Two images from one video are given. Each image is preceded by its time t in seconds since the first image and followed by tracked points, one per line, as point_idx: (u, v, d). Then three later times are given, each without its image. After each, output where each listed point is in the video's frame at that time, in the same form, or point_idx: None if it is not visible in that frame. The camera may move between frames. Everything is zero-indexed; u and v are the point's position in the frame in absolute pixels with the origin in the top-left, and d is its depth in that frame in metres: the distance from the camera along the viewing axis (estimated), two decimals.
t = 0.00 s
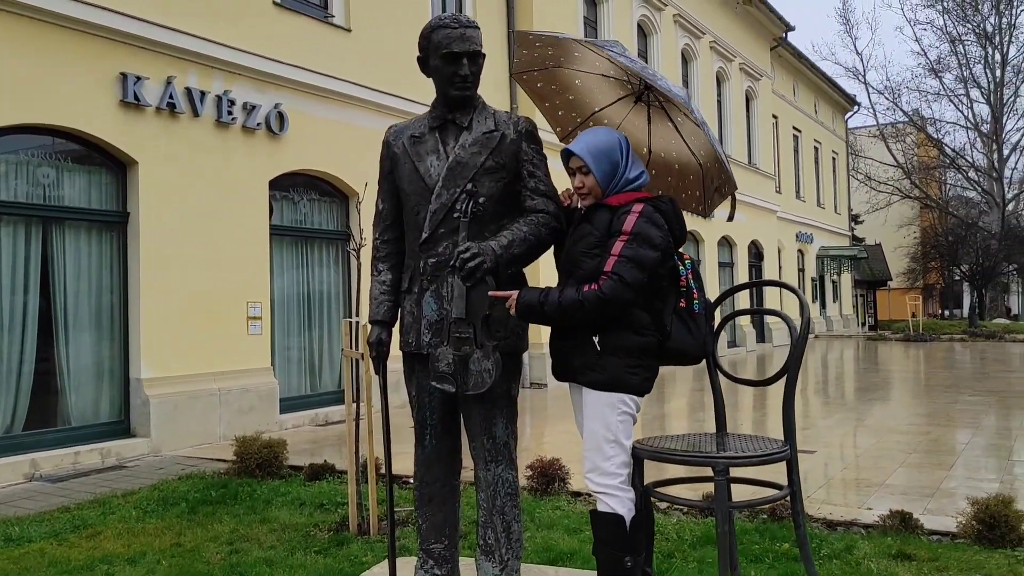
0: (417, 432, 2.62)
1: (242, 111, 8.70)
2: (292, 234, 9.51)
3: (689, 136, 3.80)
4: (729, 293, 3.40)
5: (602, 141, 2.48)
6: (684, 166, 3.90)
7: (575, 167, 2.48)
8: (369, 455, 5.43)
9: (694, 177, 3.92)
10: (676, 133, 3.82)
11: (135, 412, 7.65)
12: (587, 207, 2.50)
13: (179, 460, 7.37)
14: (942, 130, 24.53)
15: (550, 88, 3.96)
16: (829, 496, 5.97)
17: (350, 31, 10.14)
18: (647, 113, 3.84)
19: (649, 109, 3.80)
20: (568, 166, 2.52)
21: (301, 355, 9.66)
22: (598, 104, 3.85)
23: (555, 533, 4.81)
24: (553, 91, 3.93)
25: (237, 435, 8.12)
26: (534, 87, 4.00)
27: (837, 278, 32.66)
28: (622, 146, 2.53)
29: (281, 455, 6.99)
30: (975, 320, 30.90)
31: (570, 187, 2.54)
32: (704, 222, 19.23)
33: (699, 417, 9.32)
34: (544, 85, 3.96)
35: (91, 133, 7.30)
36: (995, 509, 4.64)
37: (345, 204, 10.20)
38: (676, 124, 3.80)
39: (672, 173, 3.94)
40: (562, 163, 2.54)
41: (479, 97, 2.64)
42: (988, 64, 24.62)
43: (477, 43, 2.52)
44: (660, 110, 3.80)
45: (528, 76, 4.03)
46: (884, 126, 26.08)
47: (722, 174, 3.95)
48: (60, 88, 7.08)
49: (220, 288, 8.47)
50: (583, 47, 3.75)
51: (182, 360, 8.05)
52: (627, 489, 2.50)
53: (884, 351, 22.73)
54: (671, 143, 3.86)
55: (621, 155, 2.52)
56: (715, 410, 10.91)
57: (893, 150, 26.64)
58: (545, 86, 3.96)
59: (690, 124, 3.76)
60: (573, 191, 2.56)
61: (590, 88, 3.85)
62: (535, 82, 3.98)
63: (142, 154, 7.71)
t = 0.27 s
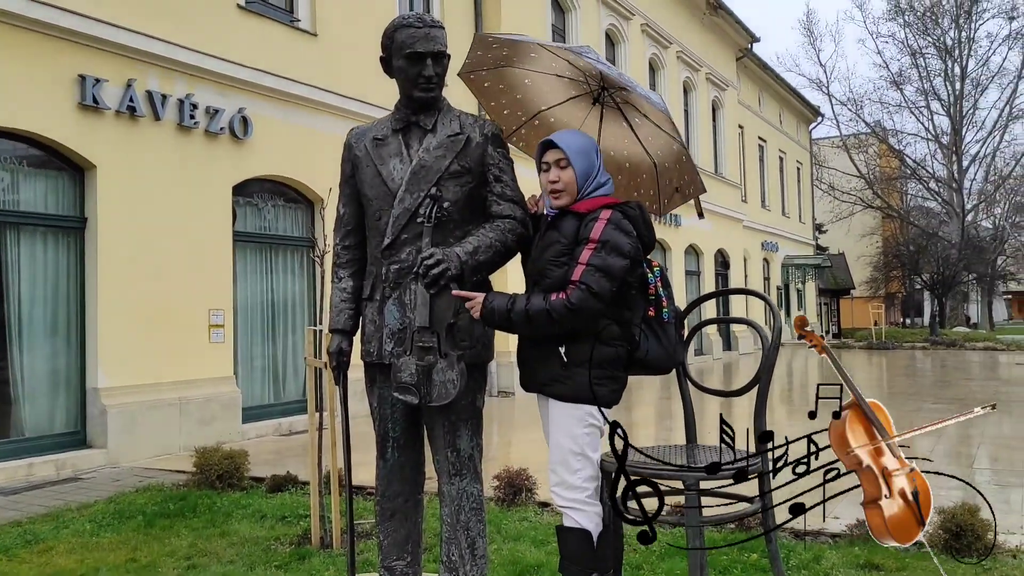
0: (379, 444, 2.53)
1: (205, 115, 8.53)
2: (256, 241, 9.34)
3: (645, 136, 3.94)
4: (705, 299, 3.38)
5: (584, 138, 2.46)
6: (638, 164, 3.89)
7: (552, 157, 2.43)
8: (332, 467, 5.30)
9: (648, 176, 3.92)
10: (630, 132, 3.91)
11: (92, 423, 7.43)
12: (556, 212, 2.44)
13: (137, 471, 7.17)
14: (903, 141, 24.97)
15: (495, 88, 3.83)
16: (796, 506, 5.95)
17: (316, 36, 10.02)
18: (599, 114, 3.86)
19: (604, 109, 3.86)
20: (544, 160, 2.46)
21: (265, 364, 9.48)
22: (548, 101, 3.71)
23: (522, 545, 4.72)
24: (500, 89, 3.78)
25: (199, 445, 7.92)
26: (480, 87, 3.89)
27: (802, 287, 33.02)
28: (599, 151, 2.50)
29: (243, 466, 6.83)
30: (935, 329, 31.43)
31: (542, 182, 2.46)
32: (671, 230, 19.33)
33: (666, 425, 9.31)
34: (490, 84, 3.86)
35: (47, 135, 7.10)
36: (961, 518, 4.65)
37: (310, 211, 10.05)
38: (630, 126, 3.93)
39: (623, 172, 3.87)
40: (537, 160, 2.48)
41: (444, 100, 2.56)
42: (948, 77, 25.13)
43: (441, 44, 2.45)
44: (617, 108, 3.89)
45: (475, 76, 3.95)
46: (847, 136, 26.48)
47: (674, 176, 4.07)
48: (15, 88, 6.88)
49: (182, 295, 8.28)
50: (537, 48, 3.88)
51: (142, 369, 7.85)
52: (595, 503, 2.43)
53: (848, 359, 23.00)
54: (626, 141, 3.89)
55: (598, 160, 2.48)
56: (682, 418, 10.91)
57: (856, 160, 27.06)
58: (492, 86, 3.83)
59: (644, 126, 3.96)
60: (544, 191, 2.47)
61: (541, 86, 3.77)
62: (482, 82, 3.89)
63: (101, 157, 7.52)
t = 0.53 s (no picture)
0: (340, 463, 2.45)
1: (160, 126, 8.36)
2: (213, 254, 9.15)
3: (597, 140, 4.07)
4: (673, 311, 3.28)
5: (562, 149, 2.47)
6: (591, 169, 4.06)
7: (530, 162, 2.42)
8: (290, 486, 5.16)
9: (604, 181, 4.10)
10: (582, 138, 4.06)
11: (40, 442, 7.16)
12: (522, 224, 2.40)
13: (87, 492, 6.93)
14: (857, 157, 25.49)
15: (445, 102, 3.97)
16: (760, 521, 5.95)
17: (276, 47, 9.90)
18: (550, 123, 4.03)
19: (556, 117, 4.02)
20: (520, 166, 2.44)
21: (222, 380, 9.27)
22: (496, 113, 3.92)
23: (487, 565, 4.63)
24: (450, 102, 3.94)
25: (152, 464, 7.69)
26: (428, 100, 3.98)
27: (761, 301, 33.43)
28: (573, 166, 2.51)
29: (198, 486, 6.64)
30: (890, 342, 32.02)
31: (516, 185, 2.44)
32: (632, 245, 19.44)
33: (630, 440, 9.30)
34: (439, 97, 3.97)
35: None
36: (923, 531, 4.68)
37: (269, 224, 9.88)
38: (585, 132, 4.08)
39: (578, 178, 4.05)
40: (513, 164, 2.46)
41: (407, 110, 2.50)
42: (899, 95, 25.76)
43: (404, 52, 2.39)
44: (568, 115, 4.03)
45: (422, 91, 3.98)
46: (803, 153, 26.97)
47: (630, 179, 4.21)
48: None
49: (135, 309, 8.06)
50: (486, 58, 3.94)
51: (93, 386, 7.61)
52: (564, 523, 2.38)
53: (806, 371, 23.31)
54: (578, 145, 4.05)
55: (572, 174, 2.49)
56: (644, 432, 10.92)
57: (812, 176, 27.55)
58: (442, 100, 3.97)
59: (597, 131, 4.09)
60: (514, 196, 2.45)
61: (489, 97, 3.93)
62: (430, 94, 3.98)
63: (52, 168, 7.31)
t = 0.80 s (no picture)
0: (315, 490, 2.36)
1: (121, 146, 8.19)
2: (176, 276, 8.96)
3: (575, 159, 4.13)
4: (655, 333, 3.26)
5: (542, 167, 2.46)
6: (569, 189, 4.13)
7: (510, 183, 2.41)
8: (258, 512, 5.01)
9: (581, 203, 4.18)
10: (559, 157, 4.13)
11: None
12: (502, 242, 2.37)
13: (44, 522, 6.69)
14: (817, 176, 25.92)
15: (420, 121, 3.98)
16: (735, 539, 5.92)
17: (240, 66, 9.78)
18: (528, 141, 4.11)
19: (533, 135, 4.11)
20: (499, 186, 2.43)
21: (185, 404, 9.06)
22: (472, 132, 3.96)
23: None
24: (426, 122, 3.97)
25: (113, 492, 7.45)
26: (405, 119, 3.98)
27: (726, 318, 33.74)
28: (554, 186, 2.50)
29: (161, 514, 6.44)
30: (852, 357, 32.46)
31: (495, 205, 2.42)
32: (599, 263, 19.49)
33: (601, 459, 9.24)
34: (415, 117, 3.97)
35: None
36: (898, 547, 4.68)
37: (234, 245, 9.72)
38: (562, 152, 4.15)
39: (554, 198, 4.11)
40: (492, 184, 2.45)
41: (382, 126, 2.45)
42: (857, 115, 26.31)
43: (379, 67, 2.34)
44: (546, 134, 4.11)
45: (398, 109, 4.00)
46: (765, 171, 27.36)
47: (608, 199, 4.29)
48: None
49: (95, 333, 7.84)
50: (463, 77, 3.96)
51: (50, 412, 7.37)
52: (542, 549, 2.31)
53: (772, 387, 23.49)
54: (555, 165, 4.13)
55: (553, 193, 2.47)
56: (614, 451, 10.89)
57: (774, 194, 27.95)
58: (417, 119, 3.98)
59: (576, 150, 4.15)
60: (494, 216, 2.43)
61: (465, 116, 3.96)
62: (406, 115, 3.98)
63: (8, 188, 7.10)
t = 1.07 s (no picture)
0: (308, 520, 2.28)
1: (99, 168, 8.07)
2: (154, 298, 8.82)
3: (574, 179, 4.19)
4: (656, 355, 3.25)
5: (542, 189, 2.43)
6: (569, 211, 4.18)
7: (510, 204, 2.37)
8: (242, 540, 4.89)
9: (581, 223, 4.21)
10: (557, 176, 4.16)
11: None
12: (501, 262, 2.34)
13: (20, 551, 6.50)
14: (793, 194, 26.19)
15: (417, 141, 3.98)
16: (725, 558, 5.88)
17: (220, 87, 9.71)
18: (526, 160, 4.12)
19: (531, 154, 4.12)
20: (499, 208, 2.40)
21: (164, 428, 8.89)
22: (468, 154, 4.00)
23: None
24: (422, 142, 3.97)
25: (90, 520, 7.27)
26: (400, 139, 3.96)
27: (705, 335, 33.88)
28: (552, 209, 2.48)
29: (140, 542, 6.28)
30: (830, 373, 32.69)
31: (495, 227, 2.38)
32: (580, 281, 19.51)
33: (587, 479, 9.18)
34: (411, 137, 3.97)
35: None
36: (890, 566, 4.65)
37: (213, 267, 9.60)
38: (560, 171, 4.16)
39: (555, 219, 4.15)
40: (492, 205, 2.42)
41: (376, 147, 2.40)
42: (832, 134, 26.65)
43: (373, 85, 2.29)
44: (545, 154, 4.11)
45: (394, 129, 3.94)
46: (742, 190, 27.61)
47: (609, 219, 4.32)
48: None
49: (72, 357, 7.68)
50: (460, 96, 3.95)
51: (25, 439, 7.18)
52: None
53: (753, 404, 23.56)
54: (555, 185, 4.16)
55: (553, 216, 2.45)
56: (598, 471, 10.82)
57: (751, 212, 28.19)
58: (414, 139, 3.99)
59: (574, 168, 4.20)
60: (494, 237, 2.39)
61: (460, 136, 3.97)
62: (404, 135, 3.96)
63: None
